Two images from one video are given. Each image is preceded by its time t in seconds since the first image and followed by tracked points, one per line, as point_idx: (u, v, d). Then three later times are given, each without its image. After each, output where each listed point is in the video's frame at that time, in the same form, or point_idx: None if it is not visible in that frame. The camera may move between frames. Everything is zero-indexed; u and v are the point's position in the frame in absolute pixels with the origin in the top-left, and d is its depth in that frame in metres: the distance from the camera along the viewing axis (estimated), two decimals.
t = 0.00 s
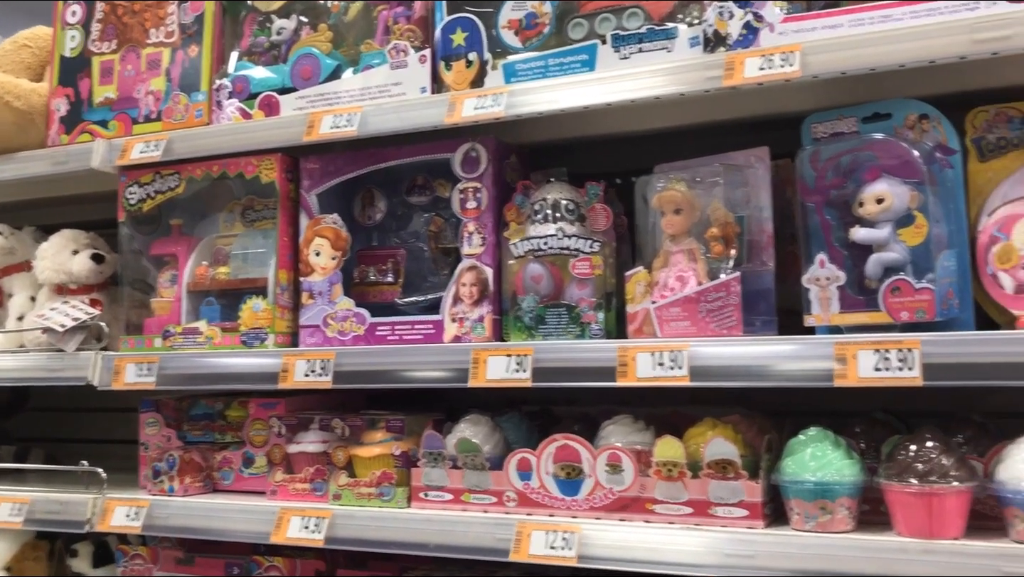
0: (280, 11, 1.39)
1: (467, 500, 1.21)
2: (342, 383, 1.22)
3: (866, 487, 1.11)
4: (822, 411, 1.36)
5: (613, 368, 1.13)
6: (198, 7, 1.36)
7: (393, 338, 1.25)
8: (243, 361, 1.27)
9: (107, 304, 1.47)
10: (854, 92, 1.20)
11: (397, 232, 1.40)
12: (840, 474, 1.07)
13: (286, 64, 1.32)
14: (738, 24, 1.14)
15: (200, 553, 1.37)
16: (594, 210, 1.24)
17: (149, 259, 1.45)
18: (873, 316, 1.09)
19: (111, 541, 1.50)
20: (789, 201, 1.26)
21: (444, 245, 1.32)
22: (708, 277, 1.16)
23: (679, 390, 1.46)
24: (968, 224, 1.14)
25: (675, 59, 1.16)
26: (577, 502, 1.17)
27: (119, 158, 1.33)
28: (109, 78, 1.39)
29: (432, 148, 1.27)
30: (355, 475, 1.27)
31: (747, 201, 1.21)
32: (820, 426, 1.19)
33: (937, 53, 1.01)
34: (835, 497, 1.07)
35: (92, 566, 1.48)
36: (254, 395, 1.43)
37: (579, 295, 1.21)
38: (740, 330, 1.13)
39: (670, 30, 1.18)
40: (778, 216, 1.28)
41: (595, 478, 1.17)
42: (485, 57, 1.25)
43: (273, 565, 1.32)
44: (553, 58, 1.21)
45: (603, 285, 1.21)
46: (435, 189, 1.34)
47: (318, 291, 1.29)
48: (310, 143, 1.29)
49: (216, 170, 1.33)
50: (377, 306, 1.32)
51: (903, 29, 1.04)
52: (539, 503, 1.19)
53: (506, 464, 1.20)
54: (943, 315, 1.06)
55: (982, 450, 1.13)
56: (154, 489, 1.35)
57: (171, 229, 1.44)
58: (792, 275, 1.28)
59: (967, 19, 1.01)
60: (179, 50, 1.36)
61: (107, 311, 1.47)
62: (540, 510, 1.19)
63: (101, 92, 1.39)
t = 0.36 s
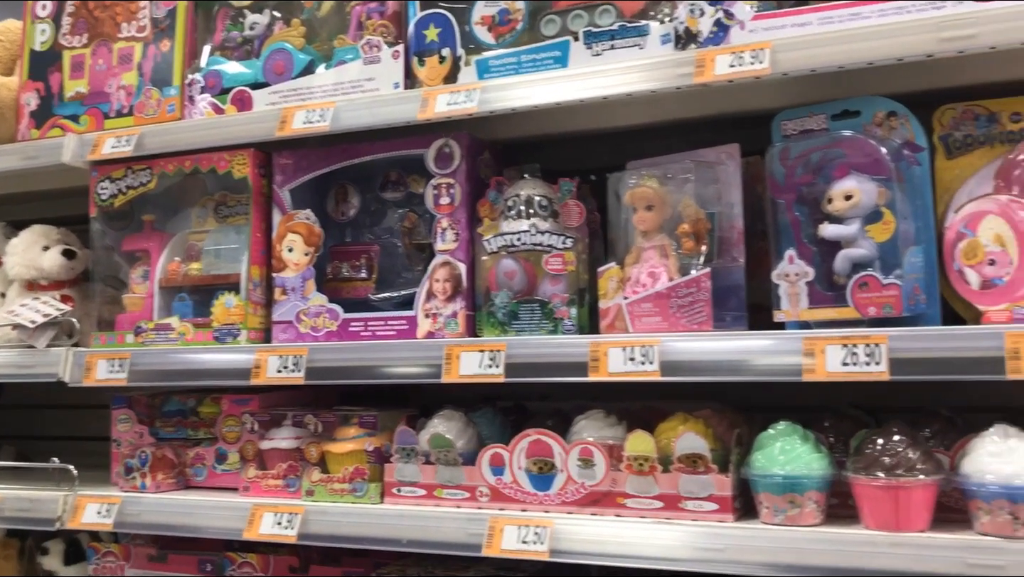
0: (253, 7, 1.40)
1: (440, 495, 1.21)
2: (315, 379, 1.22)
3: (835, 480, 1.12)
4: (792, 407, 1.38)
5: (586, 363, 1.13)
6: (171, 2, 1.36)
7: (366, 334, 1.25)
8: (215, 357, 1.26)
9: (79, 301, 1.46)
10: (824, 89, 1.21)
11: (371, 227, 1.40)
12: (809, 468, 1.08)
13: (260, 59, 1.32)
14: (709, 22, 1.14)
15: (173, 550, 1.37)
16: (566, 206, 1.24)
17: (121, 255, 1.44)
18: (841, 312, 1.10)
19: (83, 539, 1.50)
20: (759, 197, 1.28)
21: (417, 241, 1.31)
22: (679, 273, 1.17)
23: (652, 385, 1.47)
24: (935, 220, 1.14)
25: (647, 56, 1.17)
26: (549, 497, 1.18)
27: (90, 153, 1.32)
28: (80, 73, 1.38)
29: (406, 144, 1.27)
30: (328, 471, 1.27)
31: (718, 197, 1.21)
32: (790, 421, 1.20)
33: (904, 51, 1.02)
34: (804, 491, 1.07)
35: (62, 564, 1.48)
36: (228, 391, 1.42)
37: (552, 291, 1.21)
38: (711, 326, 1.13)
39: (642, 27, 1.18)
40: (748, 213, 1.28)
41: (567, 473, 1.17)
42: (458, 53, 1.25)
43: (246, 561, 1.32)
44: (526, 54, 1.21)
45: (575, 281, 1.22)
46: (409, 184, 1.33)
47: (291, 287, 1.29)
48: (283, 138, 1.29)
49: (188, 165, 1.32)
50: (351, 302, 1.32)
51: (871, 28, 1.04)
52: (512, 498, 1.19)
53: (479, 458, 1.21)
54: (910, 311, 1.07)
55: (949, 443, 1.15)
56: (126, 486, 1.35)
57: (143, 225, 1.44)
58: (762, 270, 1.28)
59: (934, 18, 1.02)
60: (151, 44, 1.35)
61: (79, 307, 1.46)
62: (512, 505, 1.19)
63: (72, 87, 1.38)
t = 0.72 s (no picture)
0: None
1: (403, 489, 1.21)
2: (278, 373, 1.21)
3: (795, 471, 1.13)
4: (756, 399, 1.40)
5: (549, 356, 1.14)
6: None
7: (330, 327, 1.24)
8: (177, 350, 1.25)
9: (40, 294, 1.44)
10: (787, 84, 1.22)
11: (336, 220, 1.39)
12: (769, 459, 1.08)
13: (224, 50, 1.31)
14: (672, 16, 1.15)
15: (135, 545, 1.36)
16: (532, 199, 1.24)
17: (83, 248, 1.42)
18: (801, 305, 1.11)
19: (44, 534, 1.49)
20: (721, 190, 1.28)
21: (383, 234, 1.32)
22: (643, 266, 1.17)
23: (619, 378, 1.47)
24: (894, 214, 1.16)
25: (610, 50, 1.17)
26: (513, 489, 1.18)
27: (50, 144, 1.30)
28: (41, 63, 1.37)
29: (371, 136, 1.27)
30: (292, 465, 1.27)
31: (682, 191, 1.22)
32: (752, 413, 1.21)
33: (864, 47, 1.03)
34: (764, 482, 1.08)
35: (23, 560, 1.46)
36: (191, 385, 1.41)
37: (517, 284, 1.21)
38: (673, 318, 1.14)
39: (607, 21, 1.18)
40: (711, 207, 1.30)
41: (531, 465, 1.17)
42: (423, 45, 1.25)
43: (210, 556, 1.31)
44: (490, 47, 1.21)
45: (541, 274, 1.22)
46: (375, 177, 1.33)
47: (254, 280, 1.28)
48: (246, 129, 1.28)
49: (152, 157, 1.31)
50: (315, 295, 1.32)
51: (831, 23, 1.05)
52: (476, 491, 1.19)
53: (444, 452, 1.20)
54: (869, 304, 1.08)
55: (907, 435, 1.16)
56: (87, 481, 1.34)
57: (105, 217, 1.42)
58: (724, 264, 1.30)
59: (894, 13, 1.02)
60: (114, 35, 1.35)
61: (40, 300, 1.45)
62: (477, 497, 1.19)
63: (33, 77, 1.37)
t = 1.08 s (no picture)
0: None
1: (371, 483, 1.21)
2: (246, 366, 1.20)
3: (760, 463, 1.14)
4: (723, 392, 1.41)
5: (517, 349, 1.13)
6: None
7: (297, 320, 1.24)
8: (142, 343, 1.24)
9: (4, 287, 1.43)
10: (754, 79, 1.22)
11: (304, 213, 1.38)
12: (734, 451, 1.09)
13: (192, 41, 1.30)
14: (641, 10, 1.15)
15: (100, 541, 1.35)
16: (502, 192, 1.23)
17: (48, 240, 1.41)
18: (767, 298, 1.11)
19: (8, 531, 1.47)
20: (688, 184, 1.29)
21: (352, 227, 1.31)
22: (612, 259, 1.17)
23: (590, 372, 1.48)
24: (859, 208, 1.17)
25: (579, 44, 1.17)
26: (481, 483, 1.18)
27: (14, 135, 1.29)
28: (5, 52, 1.35)
29: (340, 128, 1.27)
30: (259, 459, 1.26)
31: (650, 185, 1.22)
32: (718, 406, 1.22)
33: (829, 42, 1.03)
34: (730, 474, 1.09)
35: None
36: (159, 379, 1.40)
37: (487, 277, 1.21)
38: (641, 312, 1.15)
39: (576, 14, 1.18)
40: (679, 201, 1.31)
41: (499, 459, 1.17)
42: (392, 36, 1.25)
43: (176, 551, 1.30)
44: (460, 39, 1.21)
45: (510, 267, 1.22)
46: (343, 169, 1.33)
47: (222, 273, 1.27)
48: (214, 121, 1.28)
49: (118, 149, 1.30)
50: (283, 288, 1.31)
51: (797, 17, 1.05)
52: (444, 485, 1.19)
53: (411, 445, 1.20)
54: (834, 297, 1.09)
55: (872, 428, 1.17)
56: (52, 475, 1.32)
57: (70, 209, 1.41)
58: (691, 257, 1.32)
59: (859, 8, 1.03)
60: (80, 24, 1.34)
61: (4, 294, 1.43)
62: (444, 491, 1.19)
63: None
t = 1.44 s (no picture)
0: None
1: (333, 474, 1.20)
2: (208, 357, 1.20)
3: (719, 453, 1.14)
4: (686, 383, 1.42)
5: (480, 340, 1.13)
6: None
7: (260, 311, 1.24)
8: (102, 334, 1.23)
9: None
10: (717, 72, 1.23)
11: (268, 204, 1.38)
12: (694, 442, 1.10)
13: (153, 29, 1.29)
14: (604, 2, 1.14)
15: (60, 534, 1.34)
16: (466, 184, 1.24)
17: (6, 230, 1.40)
18: (727, 290, 1.12)
19: None
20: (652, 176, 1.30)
21: (315, 218, 1.31)
22: (575, 251, 1.18)
23: (555, 364, 1.48)
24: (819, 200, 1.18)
25: (543, 35, 1.17)
26: (444, 474, 1.18)
27: None
28: None
29: (304, 118, 1.26)
30: (220, 451, 1.26)
31: (614, 177, 1.23)
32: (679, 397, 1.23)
33: (790, 36, 1.03)
34: (689, 464, 1.10)
35: None
36: (120, 370, 1.40)
37: (450, 269, 1.21)
38: (603, 304, 1.15)
39: (540, 5, 1.18)
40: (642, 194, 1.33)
41: (461, 450, 1.17)
42: (356, 26, 1.24)
43: (138, 544, 1.30)
44: (423, 30, 1.21)
45: (474, 259, 1.22)
46: (306, 159, 1.32)
47: (183, 263, 1.26)
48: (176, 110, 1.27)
49: (78, 138, 1.28)
50: (246, 280, 1.31)
51: (759, 11, 1.05)
52: (406, 476, 1.19)
53: (374, 436, 1.20)
54: (792, 290, 1.10)
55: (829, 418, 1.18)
56: (9, 468, 1.31)
57: (30, 198, 1.41)
58: (652, 248, 1.33)
59: (820, 3, 1.03)
60: (39, 11, 1.33)
61: None
62: (407, 482, 1.19)
63: None
